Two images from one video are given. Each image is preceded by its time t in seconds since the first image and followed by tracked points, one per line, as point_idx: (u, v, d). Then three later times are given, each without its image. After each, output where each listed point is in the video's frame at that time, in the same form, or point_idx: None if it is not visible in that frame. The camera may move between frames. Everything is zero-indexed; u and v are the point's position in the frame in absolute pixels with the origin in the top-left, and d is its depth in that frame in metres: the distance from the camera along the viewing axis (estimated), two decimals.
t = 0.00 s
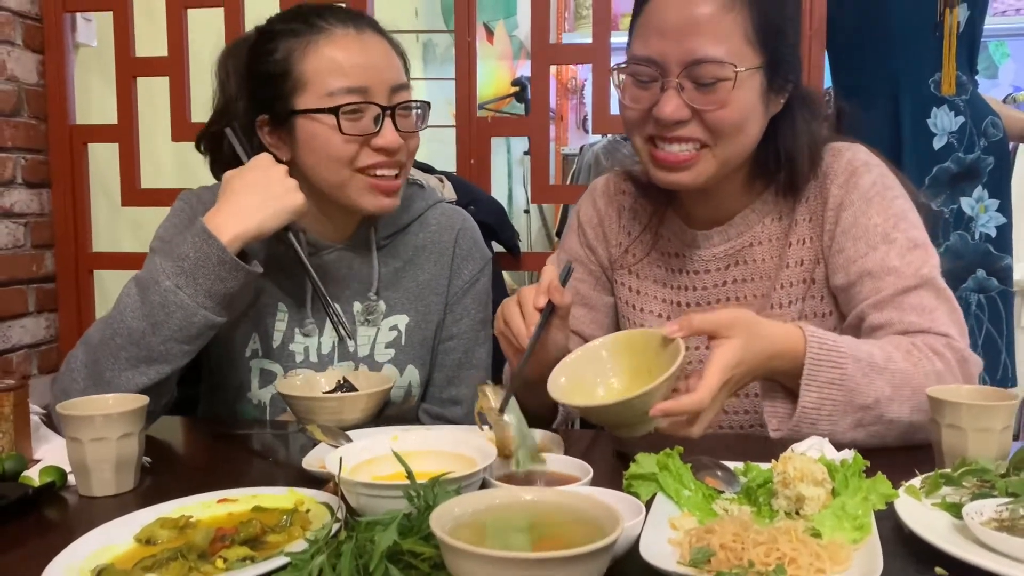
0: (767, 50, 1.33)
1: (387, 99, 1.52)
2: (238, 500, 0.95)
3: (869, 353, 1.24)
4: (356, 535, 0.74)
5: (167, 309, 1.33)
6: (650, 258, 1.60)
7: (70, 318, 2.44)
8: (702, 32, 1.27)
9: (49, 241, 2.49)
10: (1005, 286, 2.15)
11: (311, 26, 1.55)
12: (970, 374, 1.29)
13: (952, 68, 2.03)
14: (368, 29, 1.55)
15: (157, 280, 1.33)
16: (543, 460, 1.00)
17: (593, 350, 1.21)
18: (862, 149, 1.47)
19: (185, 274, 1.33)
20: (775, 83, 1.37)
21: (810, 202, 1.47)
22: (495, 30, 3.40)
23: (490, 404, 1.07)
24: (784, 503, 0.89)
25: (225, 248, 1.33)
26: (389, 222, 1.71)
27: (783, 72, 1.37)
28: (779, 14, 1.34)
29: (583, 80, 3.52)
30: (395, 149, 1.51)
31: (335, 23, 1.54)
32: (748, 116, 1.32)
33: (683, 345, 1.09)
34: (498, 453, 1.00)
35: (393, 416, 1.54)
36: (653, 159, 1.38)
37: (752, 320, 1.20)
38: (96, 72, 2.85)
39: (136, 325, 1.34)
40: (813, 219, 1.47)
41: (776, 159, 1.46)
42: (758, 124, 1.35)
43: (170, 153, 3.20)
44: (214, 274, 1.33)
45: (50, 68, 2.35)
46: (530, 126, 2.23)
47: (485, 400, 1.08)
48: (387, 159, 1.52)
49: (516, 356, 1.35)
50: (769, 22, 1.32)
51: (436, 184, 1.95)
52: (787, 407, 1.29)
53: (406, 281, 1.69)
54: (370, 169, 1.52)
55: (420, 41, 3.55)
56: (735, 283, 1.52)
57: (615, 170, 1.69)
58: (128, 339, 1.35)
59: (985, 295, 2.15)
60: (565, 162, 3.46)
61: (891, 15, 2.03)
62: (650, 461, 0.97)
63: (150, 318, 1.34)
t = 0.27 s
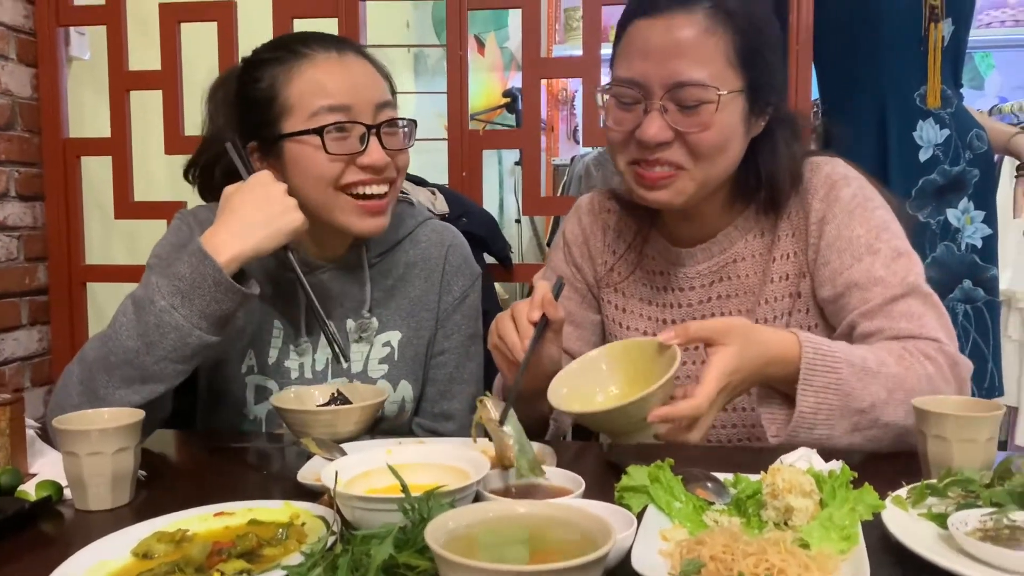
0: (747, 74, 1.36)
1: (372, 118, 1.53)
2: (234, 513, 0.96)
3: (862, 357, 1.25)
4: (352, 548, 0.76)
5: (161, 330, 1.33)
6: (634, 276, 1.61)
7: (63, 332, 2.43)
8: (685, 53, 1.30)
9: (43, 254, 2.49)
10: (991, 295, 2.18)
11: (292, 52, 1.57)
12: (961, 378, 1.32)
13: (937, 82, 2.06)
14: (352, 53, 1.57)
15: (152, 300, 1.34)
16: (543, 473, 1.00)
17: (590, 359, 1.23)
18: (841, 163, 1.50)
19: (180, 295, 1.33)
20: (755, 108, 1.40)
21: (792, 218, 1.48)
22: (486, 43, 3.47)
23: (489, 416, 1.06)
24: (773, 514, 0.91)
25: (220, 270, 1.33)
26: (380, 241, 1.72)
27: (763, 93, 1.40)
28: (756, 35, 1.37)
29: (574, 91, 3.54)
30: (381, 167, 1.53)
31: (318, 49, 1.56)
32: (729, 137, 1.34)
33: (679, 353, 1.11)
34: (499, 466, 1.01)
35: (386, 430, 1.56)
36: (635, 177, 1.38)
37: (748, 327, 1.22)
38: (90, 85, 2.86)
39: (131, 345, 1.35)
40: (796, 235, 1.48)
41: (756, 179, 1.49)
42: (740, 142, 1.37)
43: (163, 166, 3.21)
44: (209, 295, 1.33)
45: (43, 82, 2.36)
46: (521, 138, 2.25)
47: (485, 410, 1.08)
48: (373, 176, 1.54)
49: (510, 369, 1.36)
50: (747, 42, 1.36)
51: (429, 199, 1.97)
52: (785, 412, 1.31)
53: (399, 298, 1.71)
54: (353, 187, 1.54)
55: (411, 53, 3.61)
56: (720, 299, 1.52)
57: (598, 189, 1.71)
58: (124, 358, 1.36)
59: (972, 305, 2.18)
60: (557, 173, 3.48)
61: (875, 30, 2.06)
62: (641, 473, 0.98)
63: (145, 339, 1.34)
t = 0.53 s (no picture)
0: (698, 103, 1.39)
1: (315, 122, 1.54)
2: (211, 522, 0.98)
3: (821, 379, 1.31)
4: (326, 552, 0.78)
5: (132, 346, 1.35)
6: (592, 297, 1.65)
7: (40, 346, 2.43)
8: (634, 83, 1.33)
9: (18, 268, 2.50)
10: (956, 303, 2.23)
11: (238, 59, 1.58)
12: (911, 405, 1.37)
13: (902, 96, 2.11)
14: (297, 61, 1.58)
15: (122, 317, 1.36)
16: (509, 476, 1.04)
17: (564, 368, 1.25)
18: (792, 185, 1.54)
19: (150, 309, 1.35)
20: (707, 132, 1.43)
21: (746, 243, 1.52)
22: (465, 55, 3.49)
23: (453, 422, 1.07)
24: (735, 516, 0.94)
25: (188, 284, 1.35)
26: (343, 228, 1.75)
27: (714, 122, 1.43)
28: (710, 66, 1.40)
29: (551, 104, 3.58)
30: (325, 171, 1.54)
31: (263, 59, 1.57)
32: (679, 167, 1.37)
33: (649, 366, 1.14)
34: (465, 474, 1.03)
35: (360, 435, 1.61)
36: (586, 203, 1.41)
37: (717, 343, 1.26)
38: (65, 100, 2.86)
39: (103, 361, 1.37)
40: (751, 260, 1.52)
41: (709, 204, 1.52)
42: (690, 169, 1.40)
43: (141, 180, 3.22)
44: (176, 308, 1.35)
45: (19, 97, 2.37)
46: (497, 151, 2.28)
47: (449, 418, 1.08)
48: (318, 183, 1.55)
49: (473, 381, 1.39)
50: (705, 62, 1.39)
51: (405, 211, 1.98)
52: (746, 429, 1.35)
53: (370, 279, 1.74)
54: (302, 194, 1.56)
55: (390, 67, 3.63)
56: (677, 321, 1.56)
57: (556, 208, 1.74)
58: (98, 374, 1.37)
59: (938, 313, 2.23)
60: (535, 185, 3.52)
61: (842, 45, 2.10)
62: (609, 477, 1.01)
63: (117, 354, 1.36)
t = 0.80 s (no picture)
0: (675, 130, 1.39)
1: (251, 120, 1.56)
2: (184, 535, 0.97)
3: (797, 392, 1.32)
4: (299, 564, 0.78)
5: (102, 363, 1.34)
6: (560, 311, 1.65)
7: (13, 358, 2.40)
8: (612, 104, 1.32)
9: None
10: (929, 311, 2.26)
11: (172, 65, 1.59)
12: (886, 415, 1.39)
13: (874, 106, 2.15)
14: (226, 62, 1.58)
15: (92, 333, 1.34)
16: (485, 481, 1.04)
17: (544, 373, 1.26)
18: (762, 199, 1.55)
19: (118, 326, 1.33)
20: (682, 160, 1.43)
21: (718, 261, 1.52)
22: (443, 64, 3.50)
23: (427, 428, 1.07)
24: (709, 523, 0.95)
25: (156, 299, 1.32)
26: (293, 221, 1.82)
27: (690, 147, 1.43)
28: (690, 88, 1.40)
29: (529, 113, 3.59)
30: (265, 167, 1.56)
31: (196, 63, 1.58)
32: (656, 197, 1.39)
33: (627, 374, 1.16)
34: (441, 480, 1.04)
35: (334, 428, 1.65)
36: (557, 227, 1.43)
37: (694, 357, 1.26)
38: (36, 108, 2.84)
39: (72, 379, 1.36)
40: (723, 281, 1.52)
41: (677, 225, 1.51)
42: (665, 196, 1.42)
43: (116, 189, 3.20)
44: (146, 325, 1.33)
45: None
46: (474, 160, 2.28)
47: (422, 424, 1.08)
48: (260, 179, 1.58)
49: (445, 389, 1.39)
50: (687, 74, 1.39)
51: (382, 222, 1.99)
52: (722, 440, 1.36)
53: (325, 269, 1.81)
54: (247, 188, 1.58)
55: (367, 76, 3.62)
56: (648, 338, 1.56)
57: (523, 221, 1.73)
58: (69, 389, 1.37)
59: (912, 320, 2.25)
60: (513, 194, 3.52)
61: (814, 55, 2.13)
62: (584, 486, 1.00)
63: (87, 372, 1.35)
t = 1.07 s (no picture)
0: (670, 131, 1.39)
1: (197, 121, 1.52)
2: (171, 536, 0.96)
3: (786, 395, 1.32)
4: (287, 566, 0.78)
5: (92, 356, 1.33)
6: (554, 311, 1.65)
7: None
8: (606, 107, 1.32)
9: None
10: (918, 314, 2.27)
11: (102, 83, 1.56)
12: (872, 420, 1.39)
13: (863, 111, 2.16)
14: (153, 70, 1.56)
15: (80, 326, 1.33)
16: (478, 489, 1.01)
17: (534, 372, 1.26)
18: (754, 200, 1.56)
19: (107, 318, 1.32)
20: (674, 160, 1.42)
21: (711, 261, 1.52)
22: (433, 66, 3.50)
23: (419, 441, 1.06)
24: (699, 525, 0.95)
25: (145, 291, 1.30)
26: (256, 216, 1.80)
27: (683, 148, 1.43)
28: (682, 96, 1.40)
29: (520, 116, 3.60)
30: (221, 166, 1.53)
31: (125, 77, 1.55)
32: (649, 197, 1.38)
33: (617, 374, 1.16)
34: (435, 490, 1.01)
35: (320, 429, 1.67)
36: (553, 230, 1.43)
37: (684, 358, 1.26)
38: (23, 107, 2.82)
39: (62, 373, 1.35)
40: (715, 281, 1.52)
41: (671, 224, 1.52)
42: (658, 200, 1.41)
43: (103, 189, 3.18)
44: (136, 317, 1.31)
45: None
46: (464, 162, 2.28)
47: (416, 438, 1.07)
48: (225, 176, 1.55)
49: (439, 399, 1.38)
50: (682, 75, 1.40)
51: (373, 222, 1.97)
52: (712, 443, 1.36)
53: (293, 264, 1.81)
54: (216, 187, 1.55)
55: (358, 78, 3.61)
56: (641, 338, 1.56)
57: (516, 223, 1.73)
58: (57, 384, 1.36)
59: (901, 324, 2.26)
60: (503, 196, 3.53)
61: (805, 59, 2.14)
62: (575, 488, 1.00)
63: (76, 365, 1.34)
